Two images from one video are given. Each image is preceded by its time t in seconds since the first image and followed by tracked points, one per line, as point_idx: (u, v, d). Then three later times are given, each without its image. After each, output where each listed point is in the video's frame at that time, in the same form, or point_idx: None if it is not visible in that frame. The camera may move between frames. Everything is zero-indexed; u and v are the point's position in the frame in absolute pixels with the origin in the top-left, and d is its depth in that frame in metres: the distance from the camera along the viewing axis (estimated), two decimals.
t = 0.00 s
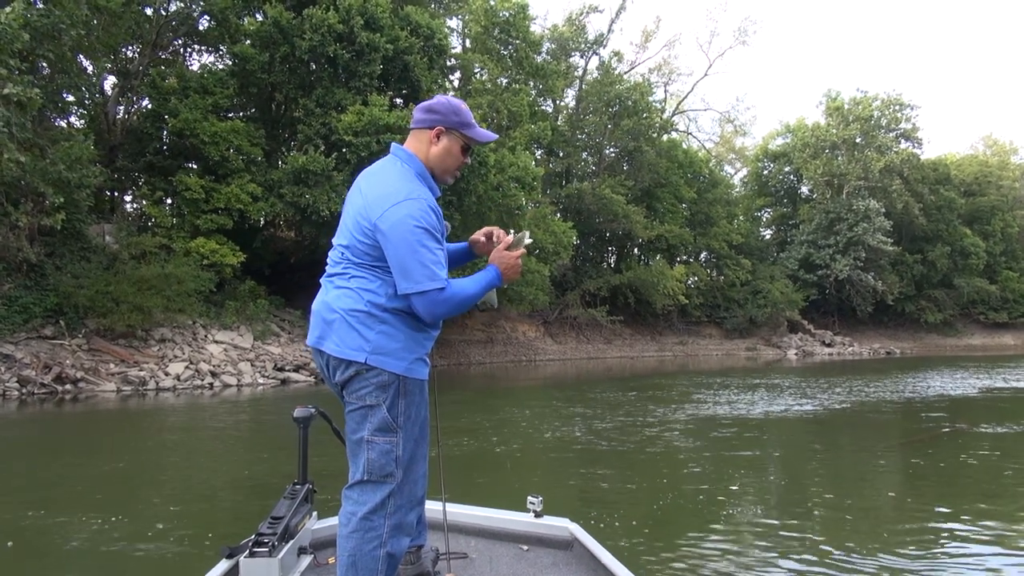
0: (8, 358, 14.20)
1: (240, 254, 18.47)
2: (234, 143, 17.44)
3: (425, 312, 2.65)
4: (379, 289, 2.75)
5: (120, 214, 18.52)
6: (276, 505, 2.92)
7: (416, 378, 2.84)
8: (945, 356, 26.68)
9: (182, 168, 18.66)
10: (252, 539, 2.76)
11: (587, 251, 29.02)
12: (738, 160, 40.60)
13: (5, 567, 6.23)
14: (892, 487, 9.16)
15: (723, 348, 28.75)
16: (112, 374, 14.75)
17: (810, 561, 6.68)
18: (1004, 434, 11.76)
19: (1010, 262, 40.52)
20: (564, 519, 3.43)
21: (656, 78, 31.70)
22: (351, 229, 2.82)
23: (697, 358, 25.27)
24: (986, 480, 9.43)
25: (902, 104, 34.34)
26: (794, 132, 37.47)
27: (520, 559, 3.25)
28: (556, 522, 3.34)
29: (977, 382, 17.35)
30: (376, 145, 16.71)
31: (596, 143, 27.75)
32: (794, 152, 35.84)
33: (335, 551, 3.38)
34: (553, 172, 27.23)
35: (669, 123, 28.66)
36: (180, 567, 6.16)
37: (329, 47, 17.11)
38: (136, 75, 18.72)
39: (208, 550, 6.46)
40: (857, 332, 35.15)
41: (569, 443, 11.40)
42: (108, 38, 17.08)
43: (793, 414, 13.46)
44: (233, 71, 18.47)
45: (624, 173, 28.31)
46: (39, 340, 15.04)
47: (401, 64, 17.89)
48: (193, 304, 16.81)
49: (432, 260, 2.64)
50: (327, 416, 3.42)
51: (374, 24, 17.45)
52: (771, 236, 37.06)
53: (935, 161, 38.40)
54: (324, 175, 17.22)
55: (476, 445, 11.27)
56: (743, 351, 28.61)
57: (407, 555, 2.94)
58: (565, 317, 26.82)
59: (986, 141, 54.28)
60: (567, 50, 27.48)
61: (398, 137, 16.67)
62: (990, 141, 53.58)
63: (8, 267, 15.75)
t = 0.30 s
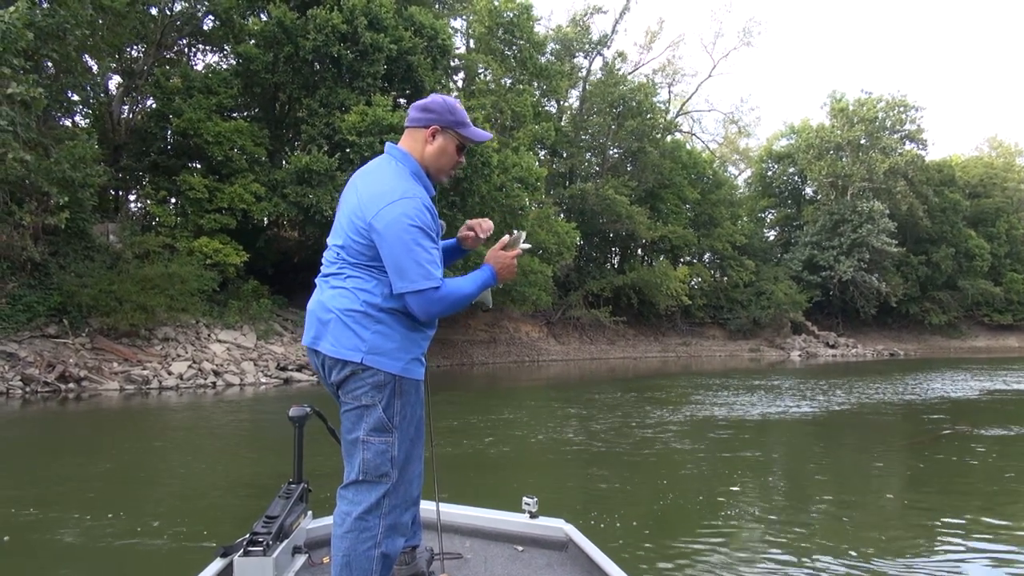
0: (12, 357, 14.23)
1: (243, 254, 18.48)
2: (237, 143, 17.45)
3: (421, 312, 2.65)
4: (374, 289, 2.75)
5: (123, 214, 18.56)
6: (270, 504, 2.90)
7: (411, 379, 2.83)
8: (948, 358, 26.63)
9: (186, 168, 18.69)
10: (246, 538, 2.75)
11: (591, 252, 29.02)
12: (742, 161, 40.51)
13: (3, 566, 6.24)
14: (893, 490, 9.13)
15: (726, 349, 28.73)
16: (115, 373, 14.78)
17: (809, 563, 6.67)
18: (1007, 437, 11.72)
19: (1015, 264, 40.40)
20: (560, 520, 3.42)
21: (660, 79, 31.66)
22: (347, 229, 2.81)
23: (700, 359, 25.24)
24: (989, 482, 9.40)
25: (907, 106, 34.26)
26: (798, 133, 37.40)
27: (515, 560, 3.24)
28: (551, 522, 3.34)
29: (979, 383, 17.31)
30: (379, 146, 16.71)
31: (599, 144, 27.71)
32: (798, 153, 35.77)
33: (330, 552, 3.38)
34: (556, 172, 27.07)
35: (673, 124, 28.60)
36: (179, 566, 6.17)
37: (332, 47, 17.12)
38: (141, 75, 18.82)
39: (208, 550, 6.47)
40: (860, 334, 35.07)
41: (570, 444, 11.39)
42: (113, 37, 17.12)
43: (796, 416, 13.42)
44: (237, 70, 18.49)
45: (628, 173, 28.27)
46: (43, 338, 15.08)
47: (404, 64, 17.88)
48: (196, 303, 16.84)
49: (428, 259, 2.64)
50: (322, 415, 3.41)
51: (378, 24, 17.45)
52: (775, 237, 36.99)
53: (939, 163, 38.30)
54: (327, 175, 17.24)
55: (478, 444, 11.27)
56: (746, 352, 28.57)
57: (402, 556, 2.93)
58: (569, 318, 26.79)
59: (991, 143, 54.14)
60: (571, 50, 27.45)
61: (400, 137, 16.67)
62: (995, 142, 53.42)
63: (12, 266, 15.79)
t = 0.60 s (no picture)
0: (15, 359, 14.27)
1: (246, 255, 18.51)
2: (240, 145, 17.47)
3: (411, 310, 2.66)
4: (364, 289, 2.75)
5: (127, 216, 18.60)
6: (264, 506, 2.89)
7: (402, 379, 2.83)
8: (952, 356, 26.61)
9: (189, 170, 18.72)
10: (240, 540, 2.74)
11: (594, 251, 29.01)
12: (744, 160, 40.44)
13: (4, 566, 6.26)
14: (896, 488, 9.12)
15: (729, 348, 28.71)
16: (119, 375, 14.82)
17: (809, 561, 6.67)
18: (1010, 435, 11.69)
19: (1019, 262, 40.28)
20: (554, 520, 3.43)
21: (662, 78, 31.63)
22: (336, 229, 2.82)
23: (703, 358, 25.21)
24: (992, 480, 9.38)
25: (910, 103, 34.18)
26: (800, 131, 37.34)
27: (509, 559, 3.24)
28: (546, 522, 3.34)
29: (982, 381, 17.27)
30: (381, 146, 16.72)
31: (602, 143, 27.69)
32: (801, 152, 35.72)
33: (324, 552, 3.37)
34: (559, 172, 27.05)
35: (676, 123, 28.56)
36: (179, 567, 6.18)
37: (334, 49, 17.13)
38: (143, 77, 18.88)
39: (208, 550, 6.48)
40: (864, 332, 35.01)
41: (572, 444, 11.38)
42: (116, 40, 17.18)
43: (799, 414, 13.39)
44: (239, 72, 18.52)
45: (630, 173, 28.26)
46: (46, 340, 15.12)
47: (406, 64, 17.88)
48: (199, 305, 16.87)
49: (417, 258, 2.65)
50: (315, 416, 3.40)
51: (379, 25, 17.45)
52: (778, 236, 36.93)
53: (943, 160, 38.21)
54: (329, 177, 17.27)
55: (480, 445, 11.28)
56: (749, 352, 28.54)
57: (396, 556, 2.93)
58: (572, 317, 26.78)
59: (995, 140, 54.02)
60: (573, 50, 27.43)
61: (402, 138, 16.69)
62: (999, 140, 53.24)
63: (15, 269, 15.84)
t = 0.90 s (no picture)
0: (20, 361, 14.31)
1: (249, 257, 18.53)
2: (243, 147, 17.51)
3: (402, 311, 2.67)
4: (356, 290, 2.76)
5: (130, 218, 18.62)
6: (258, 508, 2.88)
7: (395, 380, 2.85)
8: (957, 354, 26.56)
9: (192, 172, 18.76)
10: (233, 541, 2.72)
11: (597, 251, 29.00)
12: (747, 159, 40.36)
13: (6, 567, 6.28)
14: (898, 487, 9.11)
15: (734, 347, 28.69)
16: (123, 377, 14.85)
17: (810, 561, 6.67)
18: (1015, 432, 11.66)
19: None
20: (549, 519, 3.43)
21: (664, 77, 31.60)
22: (327, 231, 2.83)
23: (707, 357, 25.19)
24: (997, 479, 9.34)
25: (913, 101, 34.10)
26: (803, 130, 37.28)
27: (504, 559, 3.24)
28: (541, 521, 3.34)
29: (986, 379, 17.23)
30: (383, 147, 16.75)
31: (604, 143, 27.68)
32: (804, 150, 35.65)
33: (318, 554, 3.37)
34: (561, 172, 27.03)
35: (678, 122, 28.53)
36: (180, 567, 6.19)
37: (336, 50, 17.14)
38: (146, 80, 18.94)
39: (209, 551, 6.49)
40: (869, 330, 34.93)
41: (575, 444, 11.37)
42: (118, 43, 17.24)
43: (802, 413, 13.37)
44: (242, 74, 18.54)
45: (633, 172, 28.25)
46: (51, 343, 15.15)
47: (408, 65, 17.86)
48: (203, 307, 16.92)
49: (408, 258, 2.65)
50: (308, 418, 3.40)
51: (381, 26, 17.44)
52: (782, 235, 36.86)
53: (947, 158, 38.09)
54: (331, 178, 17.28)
55: (483, 445, 11.28)
56: (754, 351, 28.50)
57: (391, 558, 2.93)
58: (575, 317, 26.77)
59: (999, 137, 53.88)
60: (575, 50, 27.42)
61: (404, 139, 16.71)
62: (1003, 137, 53.08)
63: (20, 272, 15.89)
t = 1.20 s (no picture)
0: (30, 362, 14.41)
1: (257, 258, 18.59)
2: (249, 149, 17.57)
3: (397, 311, 2.68)
4: (352, 292, 2.78)
5: (139, 220, 18.71)
6: (254, 510, 2.88)
7: (392, 381, 2.86)
8: (966, 355, 26.38)
9: (199, 174, 18.84)
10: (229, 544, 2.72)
11: (604, 252, 28.98)
12: (755, 159, 40.22)
13: (13, 566, 6.32)
14: (903, 488, 9.08)
15: (741, 348, 28.62)
16: (131, 378, 14.93)
17: (813, 562, 6.66)
18: None
19: None
20: (546, 520, 3.44)
21: (671, 77, 31.53)
22: (321, 233, 2.84)
23: (714, 358, 25.14)
24: (1004, 480, 9.29)
25: (922, 101, 33.95)
26: (811, 130, 37.16)
27: (500, 560, 3.24)
28: (537, 522, 3.35)
29: (994, 380, 17.12)
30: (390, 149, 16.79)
31: (611, 143, 27.67)
32: (812, 150, 35.55)
33: (315, 556, 3.37)
34: (568, 173, 27.04)
35: (685, 122, 28.49)
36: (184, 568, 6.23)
37: (342, 52, 17.17)
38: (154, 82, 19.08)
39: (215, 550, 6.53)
40: (877, 331, 34.79)
41: (582, 445, 11.35)
42: (126, 46, 17.37)
43: (808, 414, 13.33)
44: (249, 77, 18.57)
45: (640, 173, 28.22)
46: (60, 344, 15.26)
47: (414, 67, 17.77)
48: (211, 308, 16.98)
49: (401, 260, 2.67)
50: (305, 421, 3.41)
51: (387, 28, 17.46)
52: (789, 235, 36.76)
53: (955, 157, 37.92)
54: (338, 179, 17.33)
55: (488, 446, 11.30)
56: (761, 351, 28.42)
57: (388, 559, 2.94)
58: (582, 318, 26.75)
59: (1009, 136, 53.55)
60: (581, 50, 27.42)
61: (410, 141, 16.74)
62: (1012, 136, 52.80)
63: (29, 273, 16.01)
